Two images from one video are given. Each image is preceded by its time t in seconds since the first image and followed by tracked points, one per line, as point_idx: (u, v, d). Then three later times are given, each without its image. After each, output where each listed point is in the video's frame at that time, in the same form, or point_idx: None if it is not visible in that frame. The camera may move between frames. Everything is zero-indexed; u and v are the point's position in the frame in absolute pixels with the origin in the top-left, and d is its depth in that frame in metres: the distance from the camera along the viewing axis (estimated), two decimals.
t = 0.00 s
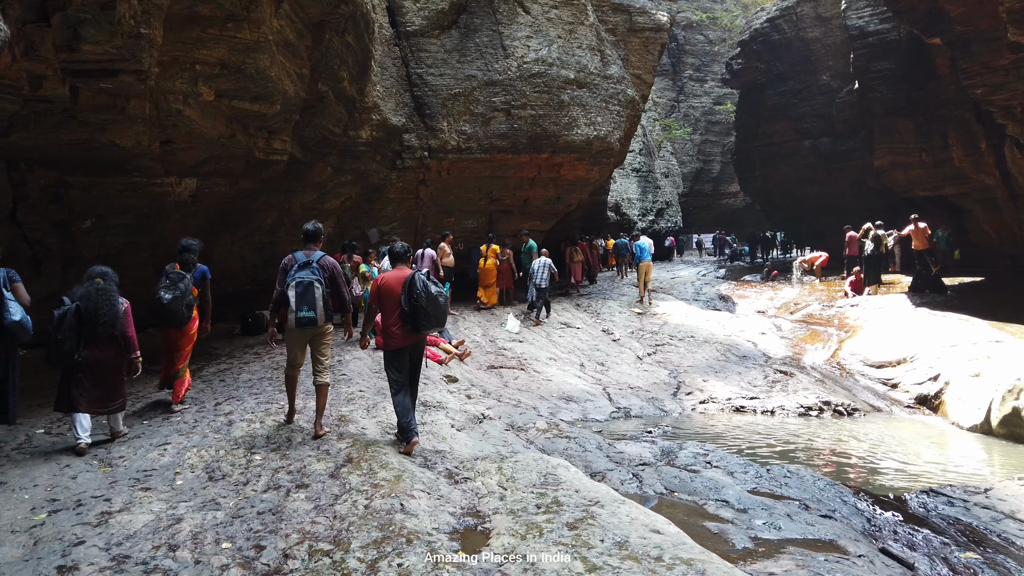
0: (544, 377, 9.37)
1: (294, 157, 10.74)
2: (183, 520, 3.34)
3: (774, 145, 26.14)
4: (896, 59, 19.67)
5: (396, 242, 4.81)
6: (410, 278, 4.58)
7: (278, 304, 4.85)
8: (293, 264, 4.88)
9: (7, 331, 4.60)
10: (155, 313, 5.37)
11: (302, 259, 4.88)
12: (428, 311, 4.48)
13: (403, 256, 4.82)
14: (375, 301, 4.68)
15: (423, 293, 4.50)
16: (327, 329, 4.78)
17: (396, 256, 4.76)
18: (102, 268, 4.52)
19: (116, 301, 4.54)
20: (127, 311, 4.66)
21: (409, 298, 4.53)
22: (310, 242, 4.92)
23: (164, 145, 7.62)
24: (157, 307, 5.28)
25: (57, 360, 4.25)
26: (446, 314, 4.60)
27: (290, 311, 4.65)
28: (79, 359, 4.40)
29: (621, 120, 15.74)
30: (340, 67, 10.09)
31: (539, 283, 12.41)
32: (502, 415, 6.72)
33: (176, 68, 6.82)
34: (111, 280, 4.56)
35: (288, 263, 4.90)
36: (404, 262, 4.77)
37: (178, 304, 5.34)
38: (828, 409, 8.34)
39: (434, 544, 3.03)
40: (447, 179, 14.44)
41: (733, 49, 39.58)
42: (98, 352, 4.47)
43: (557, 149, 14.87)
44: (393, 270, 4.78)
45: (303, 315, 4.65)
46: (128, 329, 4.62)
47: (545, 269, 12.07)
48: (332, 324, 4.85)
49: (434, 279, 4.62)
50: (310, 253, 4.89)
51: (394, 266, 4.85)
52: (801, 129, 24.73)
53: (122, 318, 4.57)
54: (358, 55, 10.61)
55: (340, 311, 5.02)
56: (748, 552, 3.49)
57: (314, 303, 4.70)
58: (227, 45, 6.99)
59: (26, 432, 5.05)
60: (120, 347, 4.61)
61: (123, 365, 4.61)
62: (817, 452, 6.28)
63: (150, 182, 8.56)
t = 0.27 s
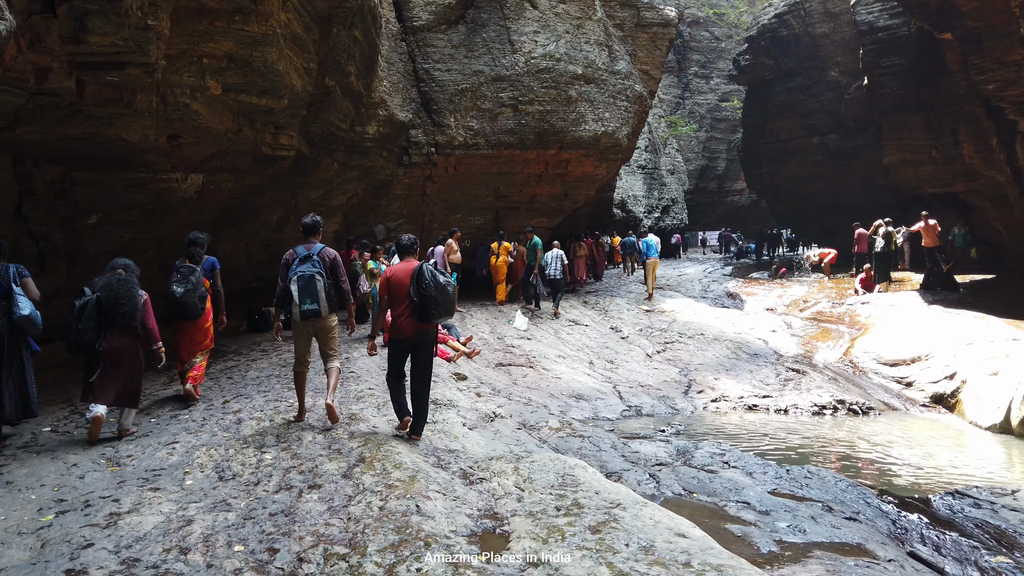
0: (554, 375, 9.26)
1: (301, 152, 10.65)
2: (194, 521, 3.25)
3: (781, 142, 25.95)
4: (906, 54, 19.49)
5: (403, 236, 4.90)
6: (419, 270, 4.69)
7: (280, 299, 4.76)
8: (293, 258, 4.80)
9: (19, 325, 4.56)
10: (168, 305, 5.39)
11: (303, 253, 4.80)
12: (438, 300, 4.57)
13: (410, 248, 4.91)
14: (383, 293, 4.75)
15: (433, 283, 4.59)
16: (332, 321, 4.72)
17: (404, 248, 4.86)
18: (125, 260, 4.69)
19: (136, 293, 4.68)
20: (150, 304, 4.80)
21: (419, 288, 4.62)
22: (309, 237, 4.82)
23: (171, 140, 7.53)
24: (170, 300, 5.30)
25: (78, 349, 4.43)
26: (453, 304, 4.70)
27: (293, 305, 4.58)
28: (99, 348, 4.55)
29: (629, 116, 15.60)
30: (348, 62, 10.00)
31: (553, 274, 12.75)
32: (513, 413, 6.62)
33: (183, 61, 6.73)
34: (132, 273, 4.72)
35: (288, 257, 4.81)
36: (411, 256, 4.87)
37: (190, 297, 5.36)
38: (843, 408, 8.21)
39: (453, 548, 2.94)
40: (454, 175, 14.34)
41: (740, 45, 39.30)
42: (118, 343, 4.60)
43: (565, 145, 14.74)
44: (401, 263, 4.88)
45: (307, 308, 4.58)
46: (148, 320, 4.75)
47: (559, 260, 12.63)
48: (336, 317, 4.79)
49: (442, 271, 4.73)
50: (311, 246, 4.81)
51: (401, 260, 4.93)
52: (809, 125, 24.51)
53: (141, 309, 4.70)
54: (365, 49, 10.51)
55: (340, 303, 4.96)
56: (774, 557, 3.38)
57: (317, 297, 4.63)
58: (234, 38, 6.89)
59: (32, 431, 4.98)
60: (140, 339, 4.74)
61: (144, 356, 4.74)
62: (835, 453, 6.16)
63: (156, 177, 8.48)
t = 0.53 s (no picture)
0: (564, 375, 9.16)
1: (308, 150, 10.56)
2: (208, 532, 3.17)
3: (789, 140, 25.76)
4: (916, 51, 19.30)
5: (409, 238, 4.87)
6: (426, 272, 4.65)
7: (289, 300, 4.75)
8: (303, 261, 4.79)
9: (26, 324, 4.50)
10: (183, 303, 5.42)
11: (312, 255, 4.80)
12: (445, 302, 4.54)
13: (416, 252, 4.88)
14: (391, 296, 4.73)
15: (440, 286, 4.56)
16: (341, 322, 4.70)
17: (410, 252, 4.84)
18: (133, 260, 4.74)
19: (149, 293, 4.79)
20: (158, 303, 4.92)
21: (426, 290, 4.59)
22: (320, 239, 4.81)
23: (179, 138, 7.44)
24: (185, 298, 5.34)
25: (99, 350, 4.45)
26: (461, 305, 4.66)
27: (300, 306, 4.54)
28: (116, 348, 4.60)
29: (637, 113, 15.47)
30: (356, 59, 9.90)
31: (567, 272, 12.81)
32: (526, 416, 6.53)
33: (191, 58, 6.63)
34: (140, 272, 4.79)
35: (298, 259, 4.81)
36: (418, 259, 4.84)
37: (205, 295, 5.39)
38: (858, 410, 8.10)
39: (477, 563, 2.87)
40: (461, 173, 14.23)
41: (747, 41, 39.02)
42: (133, 342, 4.70)
43: (573, 143, 14.61)
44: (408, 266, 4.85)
45: (314, 310, 4.55)
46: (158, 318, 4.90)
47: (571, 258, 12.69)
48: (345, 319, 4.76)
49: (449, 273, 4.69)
50: (321, 249, 4.81)
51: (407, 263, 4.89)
52: (817, 122, 24.31)
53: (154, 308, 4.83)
54: (373, 46, 10.41)
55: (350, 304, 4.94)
56: (803, 570, 3.30)
57: (324, 298, 4.60)
58: (243, 35, 6.79)
59: (41, 435, 4.91)
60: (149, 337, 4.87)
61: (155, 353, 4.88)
62: (854, 457, 6.06)
63: (162, 175, 8.40)
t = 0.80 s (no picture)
0: (571, 378, 9.09)
1: (314, 151, 10.51)
2: (218, 542, 3.11)
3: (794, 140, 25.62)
4: (923, 51, 19.19)
5: (412, 238, 5.09)
6: (428, 271, 4.88)
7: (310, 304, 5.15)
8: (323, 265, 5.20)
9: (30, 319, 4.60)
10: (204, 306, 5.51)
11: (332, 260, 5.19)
12: (447, 299, 4.77)
13: (419, 251, 5.09)
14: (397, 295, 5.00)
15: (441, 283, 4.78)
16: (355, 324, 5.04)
17: (413, 251, 5.05)
18: (130, 265, 4.68)
19: (150, 297, 4.76)
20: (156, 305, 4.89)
21: (428, 288, 4.81)
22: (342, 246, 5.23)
23: (184, 139, 7.38)
24: (206, 300, 5.43)
25: (103, 358, 4.41)
26: (463, 302, 4.87)
27: (317, 308, 4.92)
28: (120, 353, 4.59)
29: (643, 113, 15.39)
30: (361, 59, 9.83)
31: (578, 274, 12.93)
32: (534, 420, 6.46)
33: (197, 59, 6.56)
34: (137, 276, 4.74)
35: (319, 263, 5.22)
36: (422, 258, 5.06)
37: (225, 298, 5.48)
38: (869, 414, 7.99)
39: None
40: (467, 174, 14.17)
41: (752, 41, 38.86)
42: (134, 346, 4.70)
43: (579, 144, 14.53)
44: (412, 265, 5.07)
45: (330, 312, 4.92)
46: (157, 321, 4.87)
47: (581, 258, 12.64)
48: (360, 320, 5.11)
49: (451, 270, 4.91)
50: (341, 254, 5.20)
51: (411, 263, 5.11)
52: (823, 123, 24.17)
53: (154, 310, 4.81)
54: (379, 46, 10.36)
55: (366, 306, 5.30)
56: None
57: (340, 301, 4.97)
58: (249, 35, 6.73)
59: (46, 440, 4.81)
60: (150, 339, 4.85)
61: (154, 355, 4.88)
62: (867, 463, 5.97)
63: (167, 176, 8.36)
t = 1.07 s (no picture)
0: (577, 376, 9.02)
1: (317, 148, 10.44)
2: (224, 544, 3.05)
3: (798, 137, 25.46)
4: (930, 47, 19.06)
5: (423, 237, 5.11)
6: (433, 270, 4.87)
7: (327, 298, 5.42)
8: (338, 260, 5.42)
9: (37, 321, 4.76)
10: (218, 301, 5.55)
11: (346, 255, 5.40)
12: (449, 298, 4.74)
13: (428, 251, 5.10)
14: (405, 293, 5.04)
15: (443, 282, 4.76)
16: (366, 318, 5.25)
17: (422, 250, 5.06)
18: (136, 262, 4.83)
19: (151, 293, 4.84)
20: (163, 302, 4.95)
21: (431, 287, 4.82)
22: (353, 241, 5.42)
23: (187, 136, 7.32)
24: (220, 296, 5.46)
25: (98, 349, 4.58)
26: (467, 301, 4.85)
27: (329, 303, 5.17)
28: (118, 347, 4.69)
29: (648, 111, 15.29)
30: (365, 55, 9.76)
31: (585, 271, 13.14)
32: (542, 419, 6.39)
33: (201, 55, 6.47)
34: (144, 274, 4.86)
35: (334, 259, 5.44)
36: (431, 256, 5.07)
37: (239, 294, 5.51)
38: (880, 412, 7.90)
39: None
40: (471, 172, 14.09)
41: (756, 38, 38.68)
42: (134, 341, 4.77)
43: (583, 141, 14.44)
44: (420, 263, 5.08)
45: (341, 307, 5.16)
46: (162, 318, 4.90)
47: (589, 256, 12.90)
48: (372, 314, 5.30)
49: (457, 270, 4.86)
50: (353, 250, 5.39)
51: (420, 261, 5.14)
52: (828, 120, 24.01)
53: (157, 308, 4.86)
54: (382, 43, 10.29)
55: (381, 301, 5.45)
56: None
57: (350, 296, 5.19)
58: (253, 31, 6.65)
59: (49, 440, 4.74)
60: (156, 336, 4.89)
61: (159, 353, 4.90)
62: (879, 461, 5.89)
63: (170, 174, 8.31)
